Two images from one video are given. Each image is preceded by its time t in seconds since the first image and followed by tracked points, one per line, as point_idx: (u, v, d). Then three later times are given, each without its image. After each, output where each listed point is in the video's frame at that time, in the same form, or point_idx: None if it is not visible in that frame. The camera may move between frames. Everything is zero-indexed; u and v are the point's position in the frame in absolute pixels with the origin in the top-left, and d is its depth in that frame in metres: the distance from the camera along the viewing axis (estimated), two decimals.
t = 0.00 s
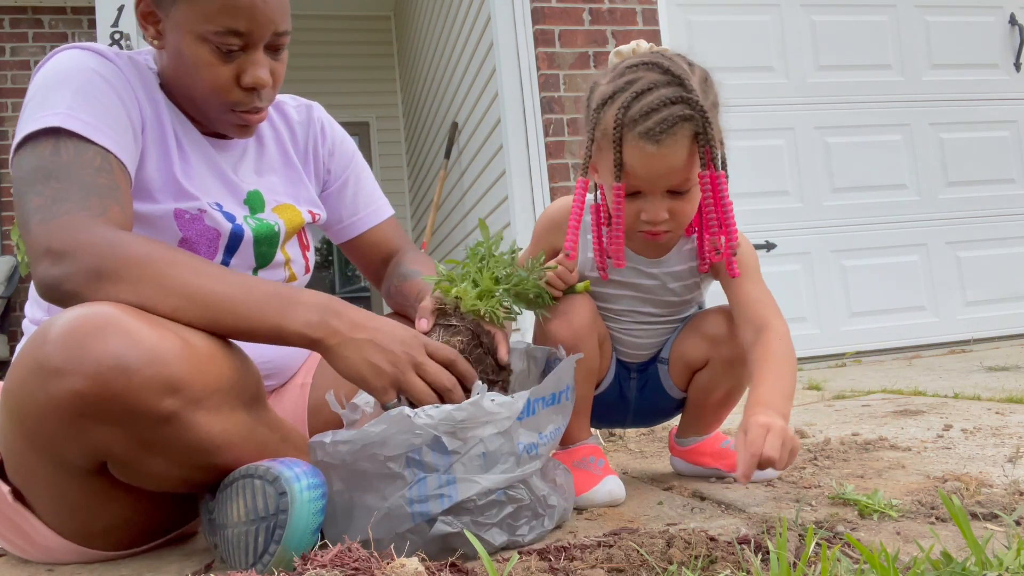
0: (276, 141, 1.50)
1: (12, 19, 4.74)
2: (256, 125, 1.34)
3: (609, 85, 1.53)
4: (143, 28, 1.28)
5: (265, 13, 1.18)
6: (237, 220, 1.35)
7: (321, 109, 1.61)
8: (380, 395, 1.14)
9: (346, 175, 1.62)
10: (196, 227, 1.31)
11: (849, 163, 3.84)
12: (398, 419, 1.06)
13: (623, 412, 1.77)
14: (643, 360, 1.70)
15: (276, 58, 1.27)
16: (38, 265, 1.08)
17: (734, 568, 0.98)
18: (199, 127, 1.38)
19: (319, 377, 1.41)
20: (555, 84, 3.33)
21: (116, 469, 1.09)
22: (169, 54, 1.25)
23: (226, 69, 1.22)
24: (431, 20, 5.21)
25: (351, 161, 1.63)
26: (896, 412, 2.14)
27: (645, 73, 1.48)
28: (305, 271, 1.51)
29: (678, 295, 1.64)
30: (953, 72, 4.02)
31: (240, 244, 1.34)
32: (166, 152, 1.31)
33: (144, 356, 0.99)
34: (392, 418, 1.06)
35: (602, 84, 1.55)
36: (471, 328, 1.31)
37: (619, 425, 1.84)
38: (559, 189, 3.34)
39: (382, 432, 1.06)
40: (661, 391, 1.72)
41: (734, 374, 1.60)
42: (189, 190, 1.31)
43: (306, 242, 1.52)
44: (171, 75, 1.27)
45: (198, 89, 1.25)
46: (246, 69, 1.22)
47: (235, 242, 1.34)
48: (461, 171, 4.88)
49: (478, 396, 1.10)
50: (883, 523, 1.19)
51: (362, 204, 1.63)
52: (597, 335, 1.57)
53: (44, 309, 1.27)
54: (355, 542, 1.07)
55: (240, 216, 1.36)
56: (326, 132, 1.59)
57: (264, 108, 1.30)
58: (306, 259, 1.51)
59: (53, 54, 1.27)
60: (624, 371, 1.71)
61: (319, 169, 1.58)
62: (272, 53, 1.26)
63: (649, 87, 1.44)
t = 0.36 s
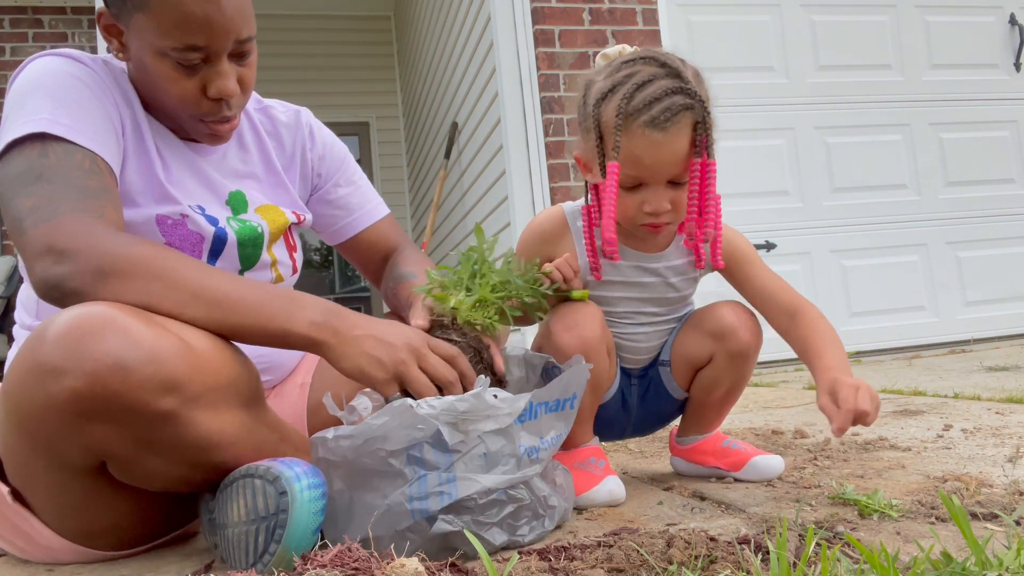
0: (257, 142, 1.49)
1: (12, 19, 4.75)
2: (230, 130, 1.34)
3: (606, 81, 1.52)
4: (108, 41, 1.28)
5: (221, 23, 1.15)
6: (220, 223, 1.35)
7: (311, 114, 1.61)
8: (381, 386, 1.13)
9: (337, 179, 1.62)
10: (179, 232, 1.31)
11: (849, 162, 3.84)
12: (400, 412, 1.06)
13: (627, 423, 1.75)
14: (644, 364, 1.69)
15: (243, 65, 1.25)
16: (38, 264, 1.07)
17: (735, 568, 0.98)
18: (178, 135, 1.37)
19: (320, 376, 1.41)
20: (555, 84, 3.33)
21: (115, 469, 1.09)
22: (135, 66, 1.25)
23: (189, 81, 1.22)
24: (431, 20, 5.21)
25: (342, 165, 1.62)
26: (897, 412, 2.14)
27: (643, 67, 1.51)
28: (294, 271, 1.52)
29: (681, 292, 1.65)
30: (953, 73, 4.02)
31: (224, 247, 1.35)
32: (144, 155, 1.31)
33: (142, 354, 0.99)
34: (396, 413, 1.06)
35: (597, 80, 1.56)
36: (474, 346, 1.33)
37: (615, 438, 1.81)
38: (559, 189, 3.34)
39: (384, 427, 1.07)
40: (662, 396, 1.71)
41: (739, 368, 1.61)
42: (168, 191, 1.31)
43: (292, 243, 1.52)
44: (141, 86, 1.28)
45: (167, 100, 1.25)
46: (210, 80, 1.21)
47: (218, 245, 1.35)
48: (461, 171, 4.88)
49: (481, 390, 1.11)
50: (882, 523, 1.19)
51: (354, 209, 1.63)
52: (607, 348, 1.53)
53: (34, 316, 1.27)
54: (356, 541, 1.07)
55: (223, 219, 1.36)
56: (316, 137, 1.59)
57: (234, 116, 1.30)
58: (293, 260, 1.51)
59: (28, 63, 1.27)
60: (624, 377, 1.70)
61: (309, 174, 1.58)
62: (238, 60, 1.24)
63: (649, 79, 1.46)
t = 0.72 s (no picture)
0: (263, 144, 1.49)
1: (12, 19, 4.75)
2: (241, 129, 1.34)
3: (690, 82, 1.49)
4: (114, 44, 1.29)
5: (223, 19, 1.14)
6: (228, 227, 1.36)
7: (314, 116, 1.62)
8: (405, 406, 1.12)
9: (339, 180, 1.62)
10: (189, 235, 1.32)
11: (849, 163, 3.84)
12: (399, 416, 1.06)
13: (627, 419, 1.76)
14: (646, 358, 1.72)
15: (249, 61, 1.24)
16: (62, 254, 1.07)
17: (735, 568, 0.98)
18: (185, 135, 1.37)
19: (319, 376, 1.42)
20: (555, 84, 3.33)
21: (116, 471, 1.09)
22: (143, 68, 1.25)
23: (195, 81, 1.21)
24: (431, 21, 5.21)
25: (344, 165, 1.62)
26: (896, 413, 2.14)
27: (717, 70, 1.54)
28: (300, 273, 1.53)
29: (686, 287, 1.69)
30: (952, 73, 4.02)
31: (233, 250, 1.36)
32: (156, 156, 1.32)
33: (141, 359, 0.99)
34: (394, 416, 1.06)
35: (667, 73, 1.53)
36: (482, 351, 1.30)
37: (616, 433, 1.81)
38: (559, 189, 3.34)
39: (384, 430, 1.07)
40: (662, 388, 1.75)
41: (743, 342, 1.63)
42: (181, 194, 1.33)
43: (298, 245, 1.54)
44: (151, 87, 1.28)
45: (175, 101, 1.25)
46: (216, 79, 1.21)
47: (228, 248, 1.35)
48: (461, 171, 4.88)
49: (480, 394, 1.10)
50: (883, 523, 1.19)
51: (355, 210, 1.62)
52: (627, 353, 1.52)
53: (36, 316, 1.28)
54: (355, 541, 1.07)
55: (231, 221, 1.38)
56: (318, 138, 1.59)
57: (242, 114, 1.29)
58: (298, 262, 1.53)
59: (39, 62, 1.27)
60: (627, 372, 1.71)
61: (311, 175, 1.58)
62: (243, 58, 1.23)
63: (731, 83, 1.51)
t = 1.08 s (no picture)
0: (268, 145, 1.49)
1: (12, 19, 4.74)
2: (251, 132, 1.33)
3: (724, 86, 1.51)
4: (125, 45, 1.29)
5: (237, 19, 1.15)
6: (233, 227, 1.37)
7: (315, 115, 1.62)
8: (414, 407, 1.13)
9: (341, 178, 1.62)
10: (193, 235, 1.33)
11: (848, 162, 3.84)
12: (402, 428, 1.07)
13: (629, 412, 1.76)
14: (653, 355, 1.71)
15: (261, 62, 1.24)
16: (49, 254, 1.07)
17: (735, 568, 0.98)
18: (191, 135, 1.37)
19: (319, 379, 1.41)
20: (555, 84, 3.33)
21: (116, 470, 1.09)
22: (154, 67, 1.25)
23: (210, 81, 1.21)
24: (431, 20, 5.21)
25: (345, 164, 1.62)
26: (896, 412, 2.14)
27: (748, 79, 1.56)
28: (303, 274, 1.53)
29: (694, 285, 1.70)
30: (952, 73, 4.03)
31: (236, 250, 1.37)
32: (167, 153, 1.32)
33: (141, 358, 0.99)
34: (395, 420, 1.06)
35: (701, 75, 1.55)
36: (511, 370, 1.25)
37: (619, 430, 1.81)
38: (559, 189, 3.34)
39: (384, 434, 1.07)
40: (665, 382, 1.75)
41: (747, 330, 1.66)
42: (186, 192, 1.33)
43: (300, 246, 1.55)
44: (163, 88, 1.28)
45: (187, 101, 1.25)
46: (229, 78, 1.20)
47: (231, 248, 1.36)
48: (461, 171, 4.88)
49: (483, 407, 1.10)
50: (882, 522, 1.19)
51: (357, 208, 1.62)
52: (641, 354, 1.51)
53: (39, 315, 1.28)
54: (355, 542, 1.07)
55: (235, 221, 1.38)
56: (319, 137, 1.59)
57: (253, 115, 1.29)
58: (301, 263, 1.53)
59: (46, 58, 1.27)
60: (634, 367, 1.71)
61: (313, 173, 1.58)
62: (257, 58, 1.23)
63: (761, 93, 1.53)
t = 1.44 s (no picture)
0: (273, 147, 1.49)
1: (12, 19, 4.74)
2: (257, 133, 1.33)
3: (730, 92, 1.49)
4: (133, 45, 1.29)
5: (246, 20, 1.15)
6: (237, 226, 1.37)
7: (318, 117, 1.61)
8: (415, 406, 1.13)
9: (344, 179, 1.61)
10: (198, 233, 1.32)
11: (849, 162, 3.84)
12: (402, 418, 1.07)
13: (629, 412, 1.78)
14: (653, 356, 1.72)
15: (267, 63, 1.25)
16: (59, 242, 1.07)
17: (735, 568, 0.98)
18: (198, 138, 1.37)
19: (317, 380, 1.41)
20: (555, 84, 3.33)
21: (116, 470, 1.09)
22: (161, 67, 1.25)
23: (217, 81, 1.21)
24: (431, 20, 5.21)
25: (348, 165, 1.62)
26: (896, 413, 2.14)
27: (755, 83, 1.54)
28: (305, 275, 1.53)
29: (697, 289, 1.69)
30: (952, 73, 4.02)
31: (241, 250, 1.37)
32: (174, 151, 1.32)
33: (143, 356, 0.99)
34: (397, 416, 1.07)
35: (707, 78, 1.53)
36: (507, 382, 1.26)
37: (618, 429, 1.82)
38: (559, 189, 3.34)
39: (384, 430, 1.07)
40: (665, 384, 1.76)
41: (750, 335, 1.67)
42: (193, 191, 1.33)
43: (303, 248, 1.55)
44: (169, 89, 1.28)
45: (193, 101, 1.25)
46: (236, 78, 1.21)
47: (236, 247, 1.36)
48: (461, 171, 4.88)
49: (481, 398, 1.10)
50: (882, 522, 1.19)
51: (360, 210, 1.62)
52: (633, 355, 1.52)
53: (41, 313, 1.28)
54: (355, 542, 1.07)
55: (239, 221, 1.38)
56: (322, 138, 1.59)
57: (259, 116, 1.29)
58: (303, 264, 1.53)
59: (59, 53, 1.27)
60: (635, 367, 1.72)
61: (316, 175, 1.58)
62: (263, 60, 1.24)
63: (768, 99, 1.51)
